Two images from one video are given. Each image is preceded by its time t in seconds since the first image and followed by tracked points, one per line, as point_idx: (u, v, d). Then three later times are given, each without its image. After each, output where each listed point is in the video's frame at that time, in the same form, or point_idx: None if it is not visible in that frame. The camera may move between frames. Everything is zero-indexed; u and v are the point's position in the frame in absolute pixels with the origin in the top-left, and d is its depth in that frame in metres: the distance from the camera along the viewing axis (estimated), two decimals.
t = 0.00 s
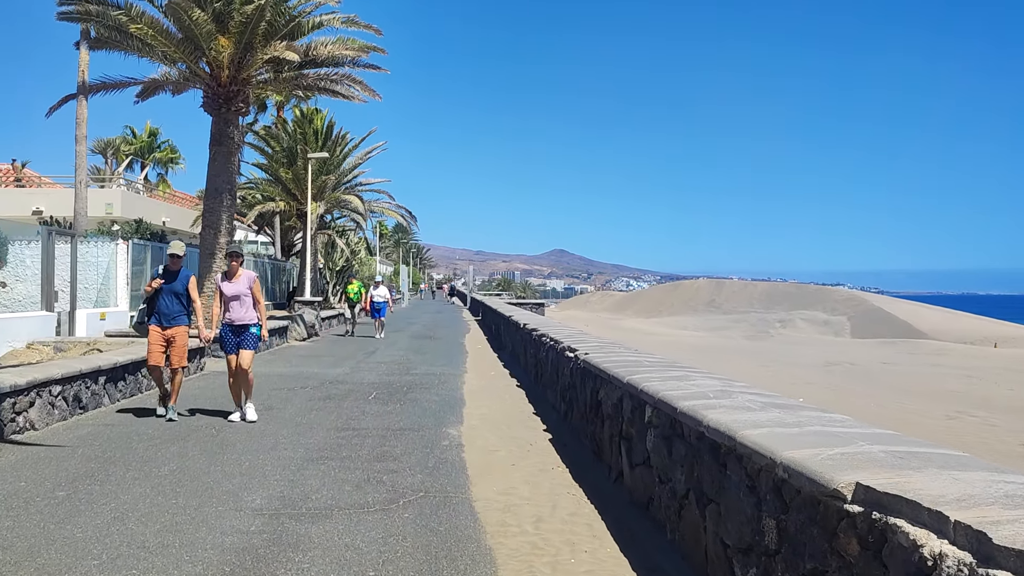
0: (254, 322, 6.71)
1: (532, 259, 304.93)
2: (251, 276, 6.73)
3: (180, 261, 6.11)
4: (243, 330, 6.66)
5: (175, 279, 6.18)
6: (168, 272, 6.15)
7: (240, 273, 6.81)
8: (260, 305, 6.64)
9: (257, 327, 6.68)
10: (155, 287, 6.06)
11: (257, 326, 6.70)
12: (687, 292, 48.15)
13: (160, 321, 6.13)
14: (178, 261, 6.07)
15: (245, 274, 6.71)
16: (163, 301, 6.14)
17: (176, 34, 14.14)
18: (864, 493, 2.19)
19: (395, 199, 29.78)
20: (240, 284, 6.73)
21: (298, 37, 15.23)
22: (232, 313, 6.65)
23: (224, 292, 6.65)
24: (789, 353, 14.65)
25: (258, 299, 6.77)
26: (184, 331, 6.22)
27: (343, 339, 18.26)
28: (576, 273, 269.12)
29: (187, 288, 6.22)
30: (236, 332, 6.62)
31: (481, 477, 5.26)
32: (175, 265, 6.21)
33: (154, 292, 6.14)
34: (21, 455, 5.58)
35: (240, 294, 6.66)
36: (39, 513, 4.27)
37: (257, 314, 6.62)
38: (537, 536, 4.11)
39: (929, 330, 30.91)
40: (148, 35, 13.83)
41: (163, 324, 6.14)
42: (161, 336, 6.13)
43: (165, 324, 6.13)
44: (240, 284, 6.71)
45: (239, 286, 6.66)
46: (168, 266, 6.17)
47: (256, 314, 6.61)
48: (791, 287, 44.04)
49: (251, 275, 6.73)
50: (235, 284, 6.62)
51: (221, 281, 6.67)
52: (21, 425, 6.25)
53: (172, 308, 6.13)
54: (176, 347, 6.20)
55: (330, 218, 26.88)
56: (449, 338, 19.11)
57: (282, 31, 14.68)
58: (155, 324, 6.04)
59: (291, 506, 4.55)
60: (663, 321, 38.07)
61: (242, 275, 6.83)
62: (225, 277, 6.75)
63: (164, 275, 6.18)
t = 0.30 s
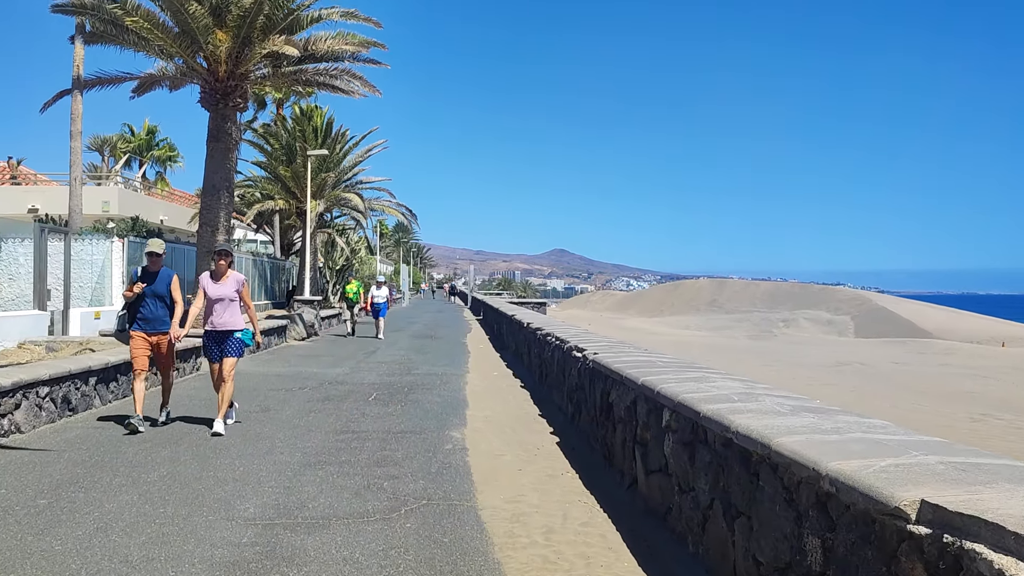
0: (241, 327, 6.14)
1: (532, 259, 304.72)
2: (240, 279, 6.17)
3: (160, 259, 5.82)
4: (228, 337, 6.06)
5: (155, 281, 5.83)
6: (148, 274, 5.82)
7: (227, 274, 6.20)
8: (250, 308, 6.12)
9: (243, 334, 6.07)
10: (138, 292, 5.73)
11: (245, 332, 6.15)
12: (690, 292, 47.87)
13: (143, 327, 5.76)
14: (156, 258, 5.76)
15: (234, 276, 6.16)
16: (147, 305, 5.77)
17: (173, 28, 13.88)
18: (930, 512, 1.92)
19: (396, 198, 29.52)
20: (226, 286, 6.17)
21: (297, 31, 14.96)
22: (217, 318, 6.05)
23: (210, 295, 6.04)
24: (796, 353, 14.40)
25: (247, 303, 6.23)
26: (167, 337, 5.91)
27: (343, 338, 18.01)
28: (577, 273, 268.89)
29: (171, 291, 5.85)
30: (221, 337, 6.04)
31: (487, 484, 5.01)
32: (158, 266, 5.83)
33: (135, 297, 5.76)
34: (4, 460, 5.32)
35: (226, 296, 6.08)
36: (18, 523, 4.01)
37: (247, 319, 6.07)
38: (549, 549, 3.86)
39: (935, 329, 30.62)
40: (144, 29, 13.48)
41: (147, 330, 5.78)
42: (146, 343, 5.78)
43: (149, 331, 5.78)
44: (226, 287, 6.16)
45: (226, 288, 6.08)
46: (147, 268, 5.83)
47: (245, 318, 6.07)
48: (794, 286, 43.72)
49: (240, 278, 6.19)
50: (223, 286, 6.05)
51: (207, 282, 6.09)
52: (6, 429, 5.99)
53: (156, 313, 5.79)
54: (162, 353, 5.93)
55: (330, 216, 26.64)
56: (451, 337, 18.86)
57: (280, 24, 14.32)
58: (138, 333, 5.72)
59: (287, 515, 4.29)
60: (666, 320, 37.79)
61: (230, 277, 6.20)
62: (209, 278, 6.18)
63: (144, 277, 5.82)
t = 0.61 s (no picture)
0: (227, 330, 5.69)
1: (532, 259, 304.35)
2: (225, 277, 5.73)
3: (136, 254, 5.44)
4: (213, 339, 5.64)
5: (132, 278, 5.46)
6: (123, 271, 5.45)
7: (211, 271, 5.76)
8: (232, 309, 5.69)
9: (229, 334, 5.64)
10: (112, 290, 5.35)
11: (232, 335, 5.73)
12: (691, 292, 47.63)
13: (121, 328, 5.37)
14: (131, 252, 5.40)
15: (219, 274, 5.74)
16: (125, 304, 5.38)
17: (170, 25, 13.64)
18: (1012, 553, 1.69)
19: (396, 198, 29.28)
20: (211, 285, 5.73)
21: (296, 28, 14.69)
22: (198, 319, 5.58)
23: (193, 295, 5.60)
24: (804, 355, 14.17)
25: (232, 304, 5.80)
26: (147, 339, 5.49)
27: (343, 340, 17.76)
28: (577, 273, 268.48)
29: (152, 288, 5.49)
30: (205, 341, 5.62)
31: (494, 498, 4.77)
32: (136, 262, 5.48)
33: (111, 295, 5.37)
34: None
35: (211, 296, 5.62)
36: None
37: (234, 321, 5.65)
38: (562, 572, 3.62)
39: (939, 330, 30.36)
40: (141, 26, 13.24)
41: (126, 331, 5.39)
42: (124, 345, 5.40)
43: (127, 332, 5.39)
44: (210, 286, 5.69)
45: (210, 288, 5.65)
46: (122, 264, 5.48)
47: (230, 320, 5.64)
48: (796, 287, 43.46)
49: (225, 276, 5.77)
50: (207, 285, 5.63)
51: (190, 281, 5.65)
52: None
53: (135, 312, 5.40)
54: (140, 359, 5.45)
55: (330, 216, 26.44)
56: (452, 339, 18.62)
57: (279, 21, 14.08)
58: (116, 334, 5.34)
59: (283, 533, 4.06)
60: (668, 321, 37.53)
61: (215, 276, 5.74)
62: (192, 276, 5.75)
63: (121, 274, 5.44)
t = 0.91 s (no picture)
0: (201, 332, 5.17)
1: (533, 259, 304.08)
2: (194, 272, 5.20)
3: (114, 253, 5.03)
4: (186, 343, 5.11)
5: (107, 280, 5.07)
6: (99, 271, 5.06)
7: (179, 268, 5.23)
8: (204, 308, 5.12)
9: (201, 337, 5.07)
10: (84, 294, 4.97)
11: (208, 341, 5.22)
12: (693, 291, 47.36)
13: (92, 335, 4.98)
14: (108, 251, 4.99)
15: (188, 269, 5.24)
16: (96, 309, 4.99)
17: (165, 18, 13.34)
18: None
19: (396, 195, 29.01)
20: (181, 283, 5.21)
21: (293, 21, 14.32)
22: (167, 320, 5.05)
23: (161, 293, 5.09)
24: (811, 355, 13.90)
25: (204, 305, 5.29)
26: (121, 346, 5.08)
27: (341, 339, 17.50)
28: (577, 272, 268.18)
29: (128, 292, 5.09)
30: (178, 344, 5.10)
31: (497, 505, 4.50)
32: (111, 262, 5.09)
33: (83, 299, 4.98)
34: None
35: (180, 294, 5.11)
36: None
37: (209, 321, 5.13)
38: None
39: (944, 329, 30.08)
40: (134, 17, 12.86)
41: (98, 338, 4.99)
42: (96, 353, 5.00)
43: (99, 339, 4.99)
44: (180, 283, 5.18)
45: (180, 285, 5.15)
46: (98, 264, 5.09)
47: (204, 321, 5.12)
48: (798, 286, 43.18)
49: (195, 273, 5.27)
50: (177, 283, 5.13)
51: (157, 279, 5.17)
52: None
53: (106, 318, 4.99)
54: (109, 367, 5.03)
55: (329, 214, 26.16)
56: (452, 338, 18.37)
57: (276, 14, 13.73)
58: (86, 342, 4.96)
59: (272, 545, 3.80)
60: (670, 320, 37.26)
61: (184, 272, 5.21)
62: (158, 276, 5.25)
63: (95, 276, 5.07)
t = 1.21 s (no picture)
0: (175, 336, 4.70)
1: (533, 259, 303.73)
2: (171, 269, 4.74)
3: (81, 242, 4.67)
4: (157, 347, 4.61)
5: (73, 272, 4.65)
6: (65, 261, 4.66)
7: (154, 264, 4.77)
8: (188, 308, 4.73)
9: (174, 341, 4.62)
10: (47, 282, 4.60)
11: (180, 342, 4.69)
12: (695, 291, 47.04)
13: (56, 332, 4.59)
14: (74, 239, 4.64)
15: (162, 266, 4.77)
16: (61, 303, 4.62)
17: (159, 13, 13.02)
18: None
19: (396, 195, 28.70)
20: (154, 280, 4.74)
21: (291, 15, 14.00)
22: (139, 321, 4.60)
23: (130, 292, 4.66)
24: (819, 357, 13.59)
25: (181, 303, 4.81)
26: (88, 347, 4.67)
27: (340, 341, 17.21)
28: (577, 272, 267.86)
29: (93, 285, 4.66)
30: (147, 349, 4.60)
31: (503, 523, 4.20)
32: (76, 252, 4.68)
33: (47, 290, 4.62)
34: None
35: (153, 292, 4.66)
36: None
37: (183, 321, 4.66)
38: None
39: (949, 330, 29.75)
40: (128, 12, 12.56)
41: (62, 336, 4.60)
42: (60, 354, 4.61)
43: (64, 336, 4.60)
44: (153, 280, 4.71)
45: (152, 283, 4.69)
46: (65, 254, 4.70)
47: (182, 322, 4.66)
48: (801, 286, 42.85)
49: (170, 270, 4.79)
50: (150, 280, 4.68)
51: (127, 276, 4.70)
52: None
53: (71, 312, 4.62)
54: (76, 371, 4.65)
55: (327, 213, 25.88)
56: (452, 339, 18.06)
57: (272, 8, 13.41)
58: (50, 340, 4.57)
59: (259, 569, 3.49)
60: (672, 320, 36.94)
61: (159, 269, 4.75)
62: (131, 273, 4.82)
63: (61, 266, 4.67)
